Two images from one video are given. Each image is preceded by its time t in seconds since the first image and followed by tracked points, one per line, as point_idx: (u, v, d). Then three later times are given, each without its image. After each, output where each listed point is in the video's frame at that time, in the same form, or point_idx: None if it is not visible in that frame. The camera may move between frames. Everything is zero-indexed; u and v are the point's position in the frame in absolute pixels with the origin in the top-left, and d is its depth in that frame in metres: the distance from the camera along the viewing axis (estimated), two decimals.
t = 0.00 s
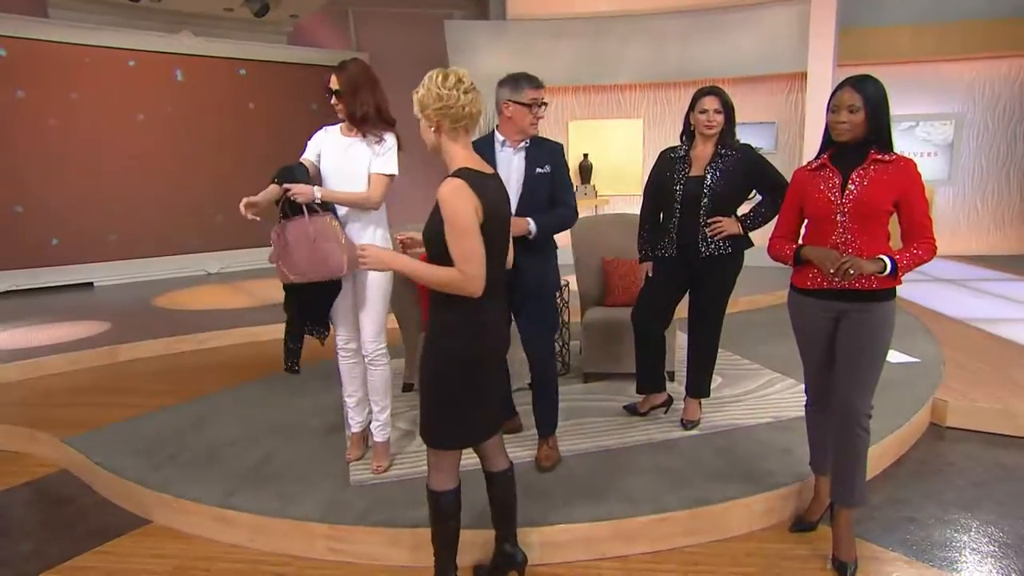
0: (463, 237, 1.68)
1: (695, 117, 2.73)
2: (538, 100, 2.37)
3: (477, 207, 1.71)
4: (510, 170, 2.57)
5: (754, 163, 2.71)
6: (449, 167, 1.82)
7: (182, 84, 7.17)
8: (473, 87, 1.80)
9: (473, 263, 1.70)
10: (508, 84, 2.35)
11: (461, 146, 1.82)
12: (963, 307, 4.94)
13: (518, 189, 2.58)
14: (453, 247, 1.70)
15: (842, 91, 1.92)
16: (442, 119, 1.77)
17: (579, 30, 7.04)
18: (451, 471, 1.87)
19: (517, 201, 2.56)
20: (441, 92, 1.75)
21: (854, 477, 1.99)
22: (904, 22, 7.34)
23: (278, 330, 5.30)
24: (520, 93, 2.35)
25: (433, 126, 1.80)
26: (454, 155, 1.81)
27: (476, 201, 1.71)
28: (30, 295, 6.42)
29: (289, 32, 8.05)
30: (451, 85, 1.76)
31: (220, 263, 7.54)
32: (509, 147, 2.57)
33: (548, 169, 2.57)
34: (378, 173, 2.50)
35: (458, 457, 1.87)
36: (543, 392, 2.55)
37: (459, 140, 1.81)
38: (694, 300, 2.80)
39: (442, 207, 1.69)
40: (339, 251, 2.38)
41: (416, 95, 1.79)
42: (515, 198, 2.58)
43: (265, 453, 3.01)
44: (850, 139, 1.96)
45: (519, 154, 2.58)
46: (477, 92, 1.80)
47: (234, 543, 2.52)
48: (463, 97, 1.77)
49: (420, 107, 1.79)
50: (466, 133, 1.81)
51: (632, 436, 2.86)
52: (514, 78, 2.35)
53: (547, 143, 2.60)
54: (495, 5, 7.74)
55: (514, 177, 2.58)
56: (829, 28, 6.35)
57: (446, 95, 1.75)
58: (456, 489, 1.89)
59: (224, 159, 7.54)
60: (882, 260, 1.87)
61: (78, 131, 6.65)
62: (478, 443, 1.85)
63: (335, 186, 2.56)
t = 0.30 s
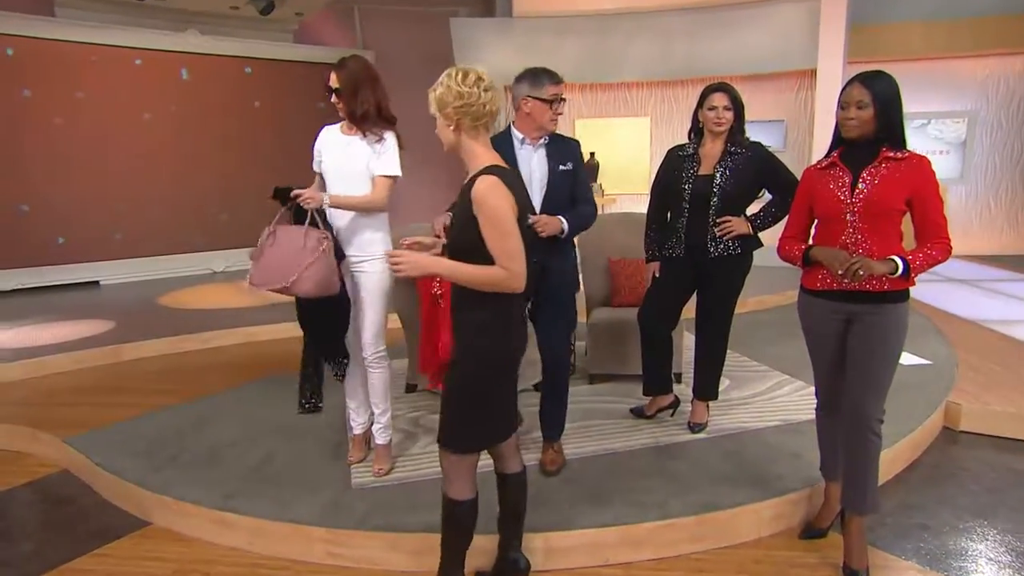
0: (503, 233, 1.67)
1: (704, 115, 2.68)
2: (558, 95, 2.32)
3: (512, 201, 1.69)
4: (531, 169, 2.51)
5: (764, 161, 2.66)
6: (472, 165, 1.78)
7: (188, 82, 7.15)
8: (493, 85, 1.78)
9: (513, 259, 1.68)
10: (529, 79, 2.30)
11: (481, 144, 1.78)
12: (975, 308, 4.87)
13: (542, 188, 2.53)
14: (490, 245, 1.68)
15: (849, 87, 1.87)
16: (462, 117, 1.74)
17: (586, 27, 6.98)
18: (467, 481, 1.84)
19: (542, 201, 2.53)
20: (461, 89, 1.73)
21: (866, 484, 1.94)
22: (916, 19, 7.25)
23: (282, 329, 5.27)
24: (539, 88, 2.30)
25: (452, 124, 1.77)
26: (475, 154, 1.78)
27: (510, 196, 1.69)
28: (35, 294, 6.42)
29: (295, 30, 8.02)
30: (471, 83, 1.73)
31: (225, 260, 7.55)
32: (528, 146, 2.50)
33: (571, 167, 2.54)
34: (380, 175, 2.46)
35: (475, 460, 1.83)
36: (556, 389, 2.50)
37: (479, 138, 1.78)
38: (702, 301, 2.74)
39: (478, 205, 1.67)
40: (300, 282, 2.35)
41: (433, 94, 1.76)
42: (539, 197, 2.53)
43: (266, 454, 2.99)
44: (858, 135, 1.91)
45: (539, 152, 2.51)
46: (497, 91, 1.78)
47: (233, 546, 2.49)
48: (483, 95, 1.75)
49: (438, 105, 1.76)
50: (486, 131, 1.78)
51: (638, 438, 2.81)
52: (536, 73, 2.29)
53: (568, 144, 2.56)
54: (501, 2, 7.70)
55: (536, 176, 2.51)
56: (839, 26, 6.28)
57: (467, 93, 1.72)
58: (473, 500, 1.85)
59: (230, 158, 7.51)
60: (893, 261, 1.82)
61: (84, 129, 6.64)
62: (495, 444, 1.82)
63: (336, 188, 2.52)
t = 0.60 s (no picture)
0: (527, 232, 1.63)
1: (717, 113, 2.63)
2: (537, 92, 2.31)
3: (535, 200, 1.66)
4: (538, 164, 2.48)
5: (778, 160, 2.60)
6: (491, 165, 1.74)
7: (196, 82, 7.13)
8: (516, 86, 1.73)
9: (535, 257, 1.65)
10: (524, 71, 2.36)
11: (501, 145, 1.74)
12: (993, 310, 4.78)
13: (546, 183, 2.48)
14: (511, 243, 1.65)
15: (862, 82, 1.82)
16: (484, 117, 1.70)
17: (595, 25, 6.92)
18: (485, 498, 1.79)
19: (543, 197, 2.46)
20: (485, 88, 1.68)
21: (884, 495, 1.88)
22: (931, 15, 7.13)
23: (289, 329, 5.24)
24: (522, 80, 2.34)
25: (472, 123, 1.72)
26: (494, 154, 1.74)
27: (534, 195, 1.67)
28: (45, 293, 6.43)
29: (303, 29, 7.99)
30: (496, 82, 1.69)
31: (233, 260, 7.54)
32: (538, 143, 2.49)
33: (579, 168, 2.44)
34: (390, 174, 2.44)
35: (491, 470, 1.78)
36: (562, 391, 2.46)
37: (500, 139, 1.74)
38: (713, 304, 2.69)
39: (502, 205, 1.63)
40: (357, 279, 2.27)
41: (454, 91, 1.71)
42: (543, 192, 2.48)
43: (271, 457, 2.96)
44: (867, 132, 1.85)
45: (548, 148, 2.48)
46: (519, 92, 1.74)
47: (236, 551, 2.46)
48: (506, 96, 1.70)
49: (457, 104, 1.71)
50: (507, 131, 1.74)
51: (649, 443, 2.77)
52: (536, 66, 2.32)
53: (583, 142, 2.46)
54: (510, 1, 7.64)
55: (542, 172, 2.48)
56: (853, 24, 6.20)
57: (491, 92, 1.68)
58: (487, 516, 1.81)
59: (238, 157, 7.49)
60: (912, 264, 1.76)
61: (93, 130, 6.64)
62: (505, 451, 1.78)
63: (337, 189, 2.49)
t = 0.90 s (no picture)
0: (537, 237, 1.58)
1: (730, 113, 2.57)
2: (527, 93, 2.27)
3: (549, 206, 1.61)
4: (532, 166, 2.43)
5: (793, 161, 2.53)
6: (504, 166, 1.69)
7: (208, 82, 7.12)
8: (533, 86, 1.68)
9: (545, 264, 1.59)
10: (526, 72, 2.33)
11: (516, 146, 1.70)
12: (1016, 314, 4.66)
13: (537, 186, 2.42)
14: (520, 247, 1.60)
15: (889, 79, 1.76)
16: (499, 116, 1.65)
17: (608, 24, 6.85)
18: (490, 508, 1.75)
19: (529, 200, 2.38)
20: (501, 87, 1.62)
21: (908, 507, 1.81)
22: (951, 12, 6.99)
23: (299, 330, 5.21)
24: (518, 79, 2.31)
25: (486, 123, 1.67)
26: (508, 154, 1.69)
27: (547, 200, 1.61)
28: (57, 292, 6.45)
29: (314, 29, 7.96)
30: (513, 81, 1.63)
31: (244, 259, 7.53)
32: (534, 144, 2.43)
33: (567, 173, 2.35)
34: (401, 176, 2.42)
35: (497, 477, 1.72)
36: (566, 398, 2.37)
37: (513, 139, 1.69)
38: (727, 308, 2.62)
39: (515, 207, 1.58)
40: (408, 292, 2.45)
41: (469, 89, 1.65)
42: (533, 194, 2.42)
43: (277, 460, 2.92)
44: (892, 131, 1.79)
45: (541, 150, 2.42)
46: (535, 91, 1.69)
47: (241, 556, 2.42)
48: (523, 96, 1.65)
49: (473, 101, 1.66)
50: (521, 131, 1.69)
51: (660, 450, 2.71)
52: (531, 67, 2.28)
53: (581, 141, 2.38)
54: None
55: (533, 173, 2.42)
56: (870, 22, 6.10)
57: (508, 91, 1.62)
58: (492, 525, 1.76)
59: (249, 157, 7.48)
60: (940, 268, 1.70)
61: (106, 130, 6.65)
62: (514, 458, 1.73)
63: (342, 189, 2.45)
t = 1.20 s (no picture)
0: (544, 240, 1.52)
1: (746, 110, 2.50)
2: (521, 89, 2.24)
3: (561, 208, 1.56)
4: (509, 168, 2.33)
5: (810, 159, 2.46)
6: (518, 166, 1.64)
7: (222, 81, 7.11)
8: (547, 82, 1.61)
9: (553, 270, 1.53)
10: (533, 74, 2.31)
11: (530, 145, 1.64)
12: None
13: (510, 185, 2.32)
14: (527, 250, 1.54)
15: (920, 74, 1.68)
16: (512, 114, 1.59)
17: (624, 21, 6.77)
18: (499, 518, 1.69)
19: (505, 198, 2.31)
20: (512, 84, 1.57)
21: (937, 519, 1.75)
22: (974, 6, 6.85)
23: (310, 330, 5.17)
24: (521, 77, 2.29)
25: (499, 121, 1.61)
26: (522, 154, 1.63)
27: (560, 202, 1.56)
28: (73, 291, 6.47)
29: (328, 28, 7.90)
30: (526, 78, 1.57)
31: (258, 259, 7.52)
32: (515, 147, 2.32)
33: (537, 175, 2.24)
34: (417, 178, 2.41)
35: (506, 486, 1.67)
36: (571, 402, 2.31)
37: (527, 138, 1.63)
38: (744, 311, 2.55)
39: (525, 208, 1.52)
40: (392, 298, 2.30)
41: (481, 87, 1.60)
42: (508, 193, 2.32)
43: (285, 463, 2.89)
44: (925, 129, 1.71)
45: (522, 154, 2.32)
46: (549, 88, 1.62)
47: (247, 561, 2.39)
48: (536, 93, 1.59)
49: (485, 99, 1.60)
50: (535, 129, 1.63)
51: (675, 457, 2.64)
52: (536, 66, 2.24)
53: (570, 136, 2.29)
54: None
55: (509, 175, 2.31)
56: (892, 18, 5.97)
57: (521, 88, 1.56)
58: (501, 536, 1.71)
59: (263, 156, 7.47)
60: (974, 272, 1.64)
61: (121, 129, 6.66)
62: (526, 465, 1.68)
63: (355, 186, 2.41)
